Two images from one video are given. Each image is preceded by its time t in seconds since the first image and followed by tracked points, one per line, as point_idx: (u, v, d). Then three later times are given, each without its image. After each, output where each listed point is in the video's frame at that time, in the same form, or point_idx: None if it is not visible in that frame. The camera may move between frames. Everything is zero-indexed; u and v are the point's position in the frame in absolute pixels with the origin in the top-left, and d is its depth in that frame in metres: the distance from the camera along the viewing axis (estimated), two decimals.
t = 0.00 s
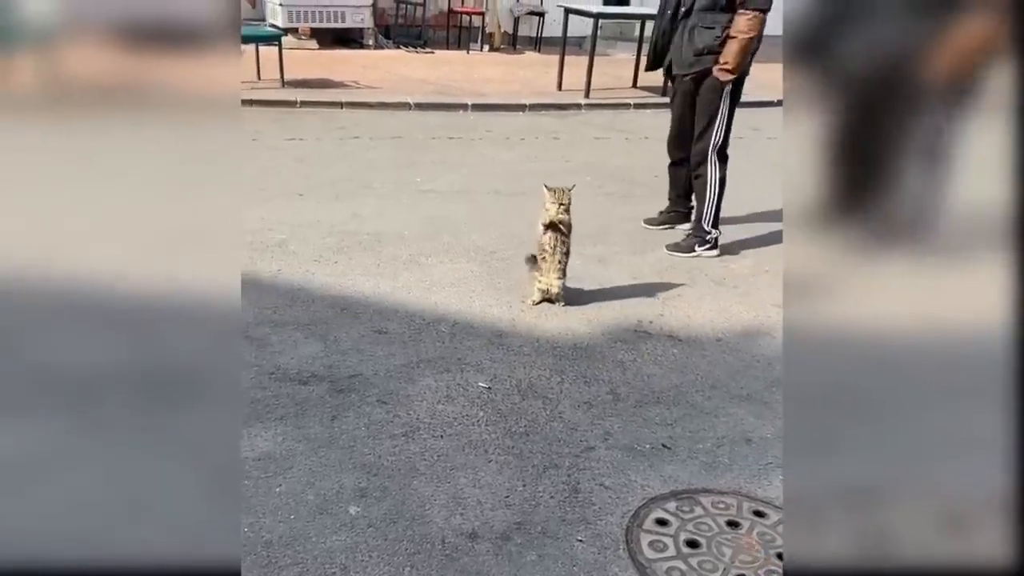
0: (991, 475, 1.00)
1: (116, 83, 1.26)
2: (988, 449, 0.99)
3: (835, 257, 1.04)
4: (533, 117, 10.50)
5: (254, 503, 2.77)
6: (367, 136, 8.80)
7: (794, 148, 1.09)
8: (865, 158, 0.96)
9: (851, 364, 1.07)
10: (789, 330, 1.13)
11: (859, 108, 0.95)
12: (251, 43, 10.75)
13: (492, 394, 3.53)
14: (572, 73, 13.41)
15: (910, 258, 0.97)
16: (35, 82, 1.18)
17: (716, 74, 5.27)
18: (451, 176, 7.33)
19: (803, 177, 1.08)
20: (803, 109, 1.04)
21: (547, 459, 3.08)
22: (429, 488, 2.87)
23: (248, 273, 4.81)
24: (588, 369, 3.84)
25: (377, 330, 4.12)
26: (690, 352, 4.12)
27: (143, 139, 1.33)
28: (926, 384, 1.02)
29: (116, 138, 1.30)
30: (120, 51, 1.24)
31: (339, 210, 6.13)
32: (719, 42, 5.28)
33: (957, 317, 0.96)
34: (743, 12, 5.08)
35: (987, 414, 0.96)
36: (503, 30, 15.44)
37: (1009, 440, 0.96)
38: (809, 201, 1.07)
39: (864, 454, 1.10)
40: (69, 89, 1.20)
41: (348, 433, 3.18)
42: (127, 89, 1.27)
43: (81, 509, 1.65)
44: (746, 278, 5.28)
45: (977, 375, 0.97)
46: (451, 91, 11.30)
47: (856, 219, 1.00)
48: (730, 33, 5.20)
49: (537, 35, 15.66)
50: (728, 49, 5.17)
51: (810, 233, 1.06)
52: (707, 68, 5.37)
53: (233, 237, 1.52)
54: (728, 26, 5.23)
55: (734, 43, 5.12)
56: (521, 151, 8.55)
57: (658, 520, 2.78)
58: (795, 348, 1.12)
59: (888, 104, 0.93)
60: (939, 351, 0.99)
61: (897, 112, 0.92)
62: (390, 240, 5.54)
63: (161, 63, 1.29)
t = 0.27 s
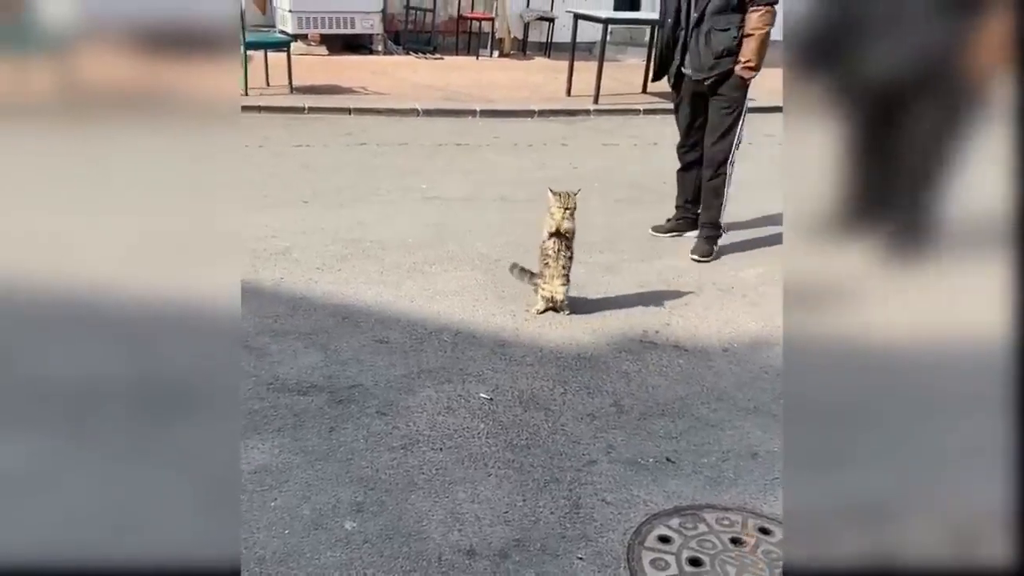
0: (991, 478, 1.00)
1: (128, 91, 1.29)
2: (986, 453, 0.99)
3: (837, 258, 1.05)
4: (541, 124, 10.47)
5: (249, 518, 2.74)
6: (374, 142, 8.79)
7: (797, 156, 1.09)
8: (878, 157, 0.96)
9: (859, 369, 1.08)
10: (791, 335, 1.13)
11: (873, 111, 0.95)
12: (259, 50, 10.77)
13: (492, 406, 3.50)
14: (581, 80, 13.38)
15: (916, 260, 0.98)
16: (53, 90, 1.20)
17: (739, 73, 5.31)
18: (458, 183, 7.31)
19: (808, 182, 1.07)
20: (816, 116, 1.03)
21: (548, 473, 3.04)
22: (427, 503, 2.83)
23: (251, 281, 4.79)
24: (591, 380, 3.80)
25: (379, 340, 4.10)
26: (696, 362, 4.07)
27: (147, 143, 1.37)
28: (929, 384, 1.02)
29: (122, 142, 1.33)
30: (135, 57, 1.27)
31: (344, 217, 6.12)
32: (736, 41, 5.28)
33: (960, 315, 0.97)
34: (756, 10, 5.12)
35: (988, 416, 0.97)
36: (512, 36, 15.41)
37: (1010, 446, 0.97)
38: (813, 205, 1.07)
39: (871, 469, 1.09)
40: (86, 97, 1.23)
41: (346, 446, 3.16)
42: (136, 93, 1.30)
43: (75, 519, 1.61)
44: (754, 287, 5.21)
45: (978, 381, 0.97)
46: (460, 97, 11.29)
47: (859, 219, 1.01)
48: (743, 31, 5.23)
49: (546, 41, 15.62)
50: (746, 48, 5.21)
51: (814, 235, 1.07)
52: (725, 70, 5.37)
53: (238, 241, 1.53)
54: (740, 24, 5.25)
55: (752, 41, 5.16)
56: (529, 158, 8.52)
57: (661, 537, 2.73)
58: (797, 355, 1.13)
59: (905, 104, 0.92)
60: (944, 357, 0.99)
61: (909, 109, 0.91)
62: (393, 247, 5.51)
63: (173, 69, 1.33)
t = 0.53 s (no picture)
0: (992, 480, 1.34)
1: (149, 94, 1.51)
2: (993, 451, 1.32)
3: (859, 265, 1.33)
4: (552, 129, 10.43)
5: (251, 529, 2.77)
6: (384, 148, 8.79)
7: (812, 162, 1.36)
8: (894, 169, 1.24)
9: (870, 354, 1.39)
10: (810, 331, 1.42)
11: (893, 127, 1.23)
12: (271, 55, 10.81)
13: (498, 415, 3.50)
14: (593, 84, 13.34)
15: (924, 275, 1.29)
16: (75, 91, 1.45)
17: (757, 77, 5.53)
18: (467, 189, 7.29)
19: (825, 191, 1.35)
20: (834, 122, 1.29)
21: (553, 484, 3.05)
22: (430, 515, 2.85)
23: (258, 287, 4.79)
24: (598, 388, 3.78)
25: (384, 348, 4.08)
26: (705, 371, 4.02)
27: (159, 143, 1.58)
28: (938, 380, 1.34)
29: (139, 140, 1.55)
30: (147, 59, 1.48)
31: (352, 223, 6.10)
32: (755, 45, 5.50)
33: (964, 329, 1.30)
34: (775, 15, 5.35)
35: (990, 418, 1.31)
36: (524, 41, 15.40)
37: (1011, 454, 1.30)
38: (824, 214, 1.37)
39: (881, 453, 1.41)
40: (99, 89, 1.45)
41: (350, 455, 3.18)
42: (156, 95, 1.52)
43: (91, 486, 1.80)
44: (764, 293, 5.16)
45: (980, 378, 1.29)
46: (471, 102, 11.28)
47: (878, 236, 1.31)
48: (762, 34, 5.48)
49: (558, 46, 15.59)
50: (765, 51, 5.44)
51: (837, 245, 1.36)
52: (745, 73, 5.59)
53: (234, 247, 1.74)
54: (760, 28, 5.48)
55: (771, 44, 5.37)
56: (539, 163, 8.49)
57: (668, 551, 2.73)
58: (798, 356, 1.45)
59: (921, 130, 1.20)
60: (951, 362, 1.31)
61: (931, 122, 1.19)
62: (402, 253, 5.49)
63: (188, 76, 1.55)
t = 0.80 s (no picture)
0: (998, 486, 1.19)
1: (170, 102, 1.36)
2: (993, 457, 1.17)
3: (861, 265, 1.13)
4: (562, 134, 10.42)
5: (254, 538, 2.76)
6: (394, 153, 8.80)
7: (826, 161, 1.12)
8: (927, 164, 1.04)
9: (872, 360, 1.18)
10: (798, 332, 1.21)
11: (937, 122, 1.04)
12: (282, 61, 10.83)
13: (505, 424, 3.48)
14: (604, 89, 13.32)
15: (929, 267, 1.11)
16: (96, 98, 1.31)
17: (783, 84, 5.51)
18: (478, 194, 7.28)
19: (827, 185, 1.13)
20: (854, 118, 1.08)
21: (559, 494, 3.03)
22: (434, 525, 2.83)
23: (267, 294, 4.79)
24: (607, 396, 3.75)
25: (391, 354, 4.07)
26: (716, 379, 3.97)
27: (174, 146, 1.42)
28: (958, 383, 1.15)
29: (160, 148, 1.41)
30: (173, 68, 1.34)
31: (362, 229, 6.11)
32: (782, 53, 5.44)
33: (972, 327, 1.13)
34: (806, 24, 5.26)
35: (994, 422, 1.16)
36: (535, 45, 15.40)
37: (1011, 458, 1.17)
38: (823, 208, 1.15)
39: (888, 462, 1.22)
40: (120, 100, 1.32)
41: (355, 464, 3.16)
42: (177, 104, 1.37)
43: (92, 511, 1.58)
44: (777, 300, 5.11)
45: (987, 385, 1.14)
46: (481, 107, 11.29)
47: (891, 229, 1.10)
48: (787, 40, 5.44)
49: (568, 50, 15.58)
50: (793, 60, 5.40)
51: (845, 243, 1.13)
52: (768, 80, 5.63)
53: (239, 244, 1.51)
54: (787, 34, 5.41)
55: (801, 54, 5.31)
56: (549, 168, 8.47)
57: (676, 562, 2.70)
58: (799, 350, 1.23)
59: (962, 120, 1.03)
60: (954, 366, 1.15)
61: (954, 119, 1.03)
62: (410, 259, 5.49)
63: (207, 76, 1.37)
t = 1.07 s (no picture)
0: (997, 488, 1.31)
1: (186, 103, 1.58)
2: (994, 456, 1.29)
3: (874, 270, 1.25)
4: (573, 137, 10.40)
5: (260, 544, 2.75)
6: (404, 157, 8.81)
7: (851, 167, 1.26)
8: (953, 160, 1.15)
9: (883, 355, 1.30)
10: (811, 341, 1.35)
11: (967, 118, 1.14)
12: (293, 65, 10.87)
13: (513, 429, 3.46)
14: (614, 92, 13.29)
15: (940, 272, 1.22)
16: (115, 100, 1.52)
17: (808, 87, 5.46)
18: (487, 198, 7.27)
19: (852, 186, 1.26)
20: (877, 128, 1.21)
21: (568, 501, 3.01)
22: (442, 531, 2.82)
23: (276, 298, 4.79)
24: (616, 401, 3.72)
25: (399, 359, 4.06)
26: (727, 385, 3.93)
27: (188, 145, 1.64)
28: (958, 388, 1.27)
29: (175, 148, 1.64)
30: (187, 71, 1.56)
31: (371, 233, 6.11)
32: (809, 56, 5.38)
33: (974, 334, 1.24)
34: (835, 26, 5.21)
35: (992, 426, 1.28)
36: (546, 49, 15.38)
37: (1010, 459, 1.28)
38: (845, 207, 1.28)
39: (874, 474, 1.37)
40: (140, 102, 1.53)
41: (362, 469, 3.16)
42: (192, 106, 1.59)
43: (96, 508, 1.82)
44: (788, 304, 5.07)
45: (990, 390, 1.25)
46: (492, 110, 11.28)
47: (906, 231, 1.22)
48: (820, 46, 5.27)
49: (580, 53, 15.55)
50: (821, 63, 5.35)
51: (864, 243, 1.25)
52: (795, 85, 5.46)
53: (236, 257, 1.74)
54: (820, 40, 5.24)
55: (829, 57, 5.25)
56: (559, 172, 8.45)
57: (686, 570, 2.68)
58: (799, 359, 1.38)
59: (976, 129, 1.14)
60: (960, 370, 1.26)
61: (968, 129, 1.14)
62: (419, 263, 5.48)
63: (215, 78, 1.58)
